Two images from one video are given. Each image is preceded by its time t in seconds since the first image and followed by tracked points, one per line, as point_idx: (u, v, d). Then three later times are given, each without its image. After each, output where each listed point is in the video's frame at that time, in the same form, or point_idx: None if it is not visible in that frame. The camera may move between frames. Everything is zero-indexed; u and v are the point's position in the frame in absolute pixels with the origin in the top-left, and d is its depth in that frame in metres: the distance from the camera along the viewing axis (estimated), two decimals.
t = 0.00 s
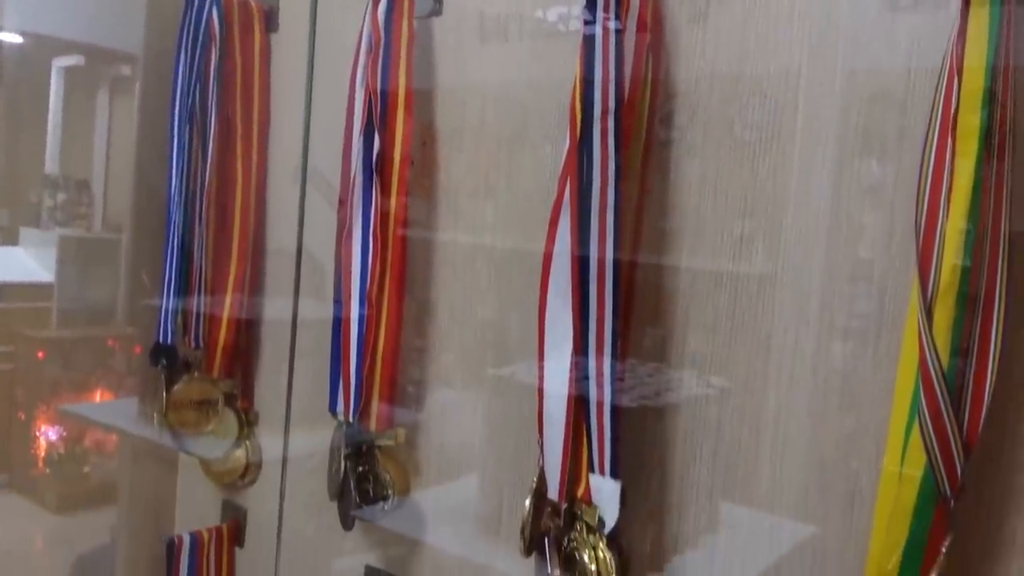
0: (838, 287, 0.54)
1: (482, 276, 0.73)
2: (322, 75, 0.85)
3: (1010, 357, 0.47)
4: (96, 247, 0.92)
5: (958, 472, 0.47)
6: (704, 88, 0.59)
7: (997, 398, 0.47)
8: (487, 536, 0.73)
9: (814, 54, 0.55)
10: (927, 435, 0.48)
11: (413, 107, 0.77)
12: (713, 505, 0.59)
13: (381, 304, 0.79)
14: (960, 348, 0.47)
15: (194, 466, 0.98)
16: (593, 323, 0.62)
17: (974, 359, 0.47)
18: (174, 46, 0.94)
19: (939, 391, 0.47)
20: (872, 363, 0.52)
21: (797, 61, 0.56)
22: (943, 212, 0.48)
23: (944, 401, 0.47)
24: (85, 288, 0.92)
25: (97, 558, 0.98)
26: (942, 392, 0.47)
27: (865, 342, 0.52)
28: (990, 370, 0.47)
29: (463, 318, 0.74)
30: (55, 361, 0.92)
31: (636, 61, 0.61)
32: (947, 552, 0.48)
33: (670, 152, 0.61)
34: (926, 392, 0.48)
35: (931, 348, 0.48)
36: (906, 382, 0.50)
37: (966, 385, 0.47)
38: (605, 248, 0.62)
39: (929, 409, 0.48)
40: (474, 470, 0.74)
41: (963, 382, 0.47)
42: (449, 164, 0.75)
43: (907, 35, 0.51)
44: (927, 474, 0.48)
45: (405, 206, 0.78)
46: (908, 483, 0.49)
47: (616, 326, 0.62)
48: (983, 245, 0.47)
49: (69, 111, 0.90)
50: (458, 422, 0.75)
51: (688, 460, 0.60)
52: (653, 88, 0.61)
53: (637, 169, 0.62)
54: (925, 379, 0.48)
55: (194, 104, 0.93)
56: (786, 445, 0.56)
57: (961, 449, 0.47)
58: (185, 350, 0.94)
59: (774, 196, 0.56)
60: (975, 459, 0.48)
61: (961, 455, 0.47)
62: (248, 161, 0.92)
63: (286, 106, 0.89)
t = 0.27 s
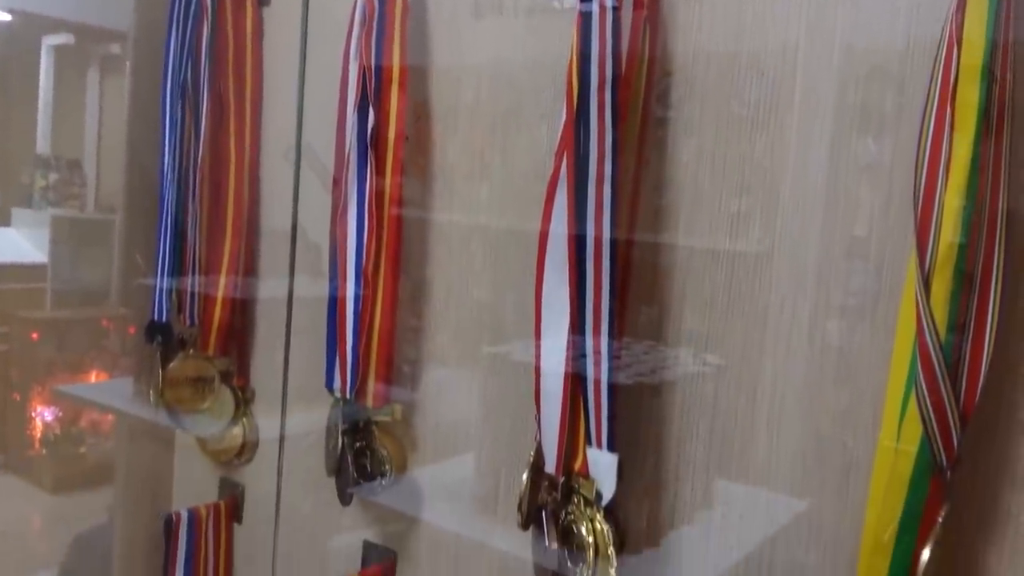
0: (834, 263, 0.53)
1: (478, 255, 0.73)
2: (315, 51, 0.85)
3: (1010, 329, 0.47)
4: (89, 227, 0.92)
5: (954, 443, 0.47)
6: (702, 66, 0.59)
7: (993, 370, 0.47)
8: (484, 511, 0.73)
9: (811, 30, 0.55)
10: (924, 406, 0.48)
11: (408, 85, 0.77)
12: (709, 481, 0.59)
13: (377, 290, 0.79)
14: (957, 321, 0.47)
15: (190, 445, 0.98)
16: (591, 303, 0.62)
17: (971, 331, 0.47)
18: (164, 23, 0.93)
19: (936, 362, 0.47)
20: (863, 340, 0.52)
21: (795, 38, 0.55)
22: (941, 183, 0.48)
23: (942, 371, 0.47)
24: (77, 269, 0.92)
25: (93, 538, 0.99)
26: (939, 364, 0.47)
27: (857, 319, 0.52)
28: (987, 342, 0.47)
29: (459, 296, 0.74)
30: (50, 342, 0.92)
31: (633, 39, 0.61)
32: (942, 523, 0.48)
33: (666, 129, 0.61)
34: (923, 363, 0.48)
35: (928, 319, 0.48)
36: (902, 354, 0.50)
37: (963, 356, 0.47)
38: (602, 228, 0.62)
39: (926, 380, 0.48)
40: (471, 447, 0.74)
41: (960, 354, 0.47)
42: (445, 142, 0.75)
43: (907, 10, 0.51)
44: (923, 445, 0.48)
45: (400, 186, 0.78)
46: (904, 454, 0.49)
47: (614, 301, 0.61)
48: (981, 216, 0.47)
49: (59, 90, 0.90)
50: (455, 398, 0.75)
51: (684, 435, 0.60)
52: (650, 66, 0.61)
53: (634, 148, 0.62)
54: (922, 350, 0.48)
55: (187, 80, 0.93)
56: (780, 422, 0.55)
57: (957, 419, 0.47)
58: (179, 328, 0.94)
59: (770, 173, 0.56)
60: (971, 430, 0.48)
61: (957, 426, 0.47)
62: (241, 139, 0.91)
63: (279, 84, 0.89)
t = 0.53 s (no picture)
0: (830, 241, 0.53)
1: (473, 232, 0.72)
2: (309, 26, 0.84)
3: (1005, 302, 0.47)
4: (82, 204, 0.92)
5: (952, 414, 0.47)
6: (700, 41, 0.59)
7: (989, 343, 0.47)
8: (481, 486, 0.73)
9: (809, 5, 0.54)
10: (922, 378, 0.48)
11: (403, 60, 0.77)
12: (704, 456, 0.59)
13: (373, 264, 0.79)
14: (955, 294, 0.47)
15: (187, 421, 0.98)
16: (587, 280, 0.62)
17: (969, 304, 0.47)
18: None
19: (935, 335, 0.47)
20: (859, 316, 0.52)
21: (794, 13, 0.55)
22: (941, 155, 0.48)
23: (940, 343, 0.47)
24: (71, 246, 0.92)
25: (92, 515, 1.00)
26: (937, 336, 0.47)
27: (854, 296, 0.52)
28: (985, 314, 0.47)
29: (455, 273, 0.74)
30: (44, 320, 0.94)
31: (631, 14, 0.61)
32: (939, 494, 0.48)
33: (664, 105, 0.60)
34: (921, 335, 0.48)
35: (927, 292, 0.48)
36: (900, 326, 0.50)
37: (961, 328, 0.47)
38: (599, 204, 0.62)
39: (924, 352, 0.48)
40: (467, 424, 0.74)
41: (957, 327, 0.47)
42: (440, 118, 0.74)
43: None
44: (920, 417, 0.48)
45: (396, 161, 0.77)
46: (902, 425, 0.49)
47: (611, 276, 0.61)
48: (981, 188, 0.46)
49: (51, 66, 0.90)
50: (451, 374, 0.75)
51: (681, 410, 0.60)
52: (647, 41, 0.61)
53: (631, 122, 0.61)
54: (921, 323, 0.48)
55: (179, 53, 0.93)
56: (776, 398, 0.56)
57: (954, 390, 0.47)
58: (174, 302, 0.94)
59: (768, 150, 0.56)
60: (969, 402, 0.47)
61: (955, 397, 0.47)
62: (236, 111, 0.91)
63: (272, 58, 0.88)
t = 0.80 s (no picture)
0: (824, 219, 0.54)
1: (468, 213, 0.72)
2: (303, 4, 0.83)
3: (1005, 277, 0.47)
4: (76, 183, 0.92)
5: (948, 387, 0.47)
6: (698, 19, 0.58)
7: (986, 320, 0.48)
8: (477, 464, 0.74)
9: None
10: (919, 353, 0.48)
11: (397, 38, 0.76)
12: (699, 435, 0.59)
13: (369, 245, 0.79)
14: (953, 268, 0.47)
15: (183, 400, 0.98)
16: (584, 259, 0.62)
17: (966, 278, 0.47)
18: None
19: (934, 313, 0.47)
20: (853, 295, 0.52)
21: None
22: (941, 131, 0.47)
23: (937, 319, 0.47)
24: (66, 226, 0.92)
25: (89, 495, 1.01)
26: (935, 310, 0.47)
27: (849, 274, 0.52)
28: (983, 287, 0.47)
29: (450, 253, 0.74)
30: (38, 299, 0.93)
31: None
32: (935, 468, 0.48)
33: (662, 84, 0.60)
34: (919, 310, 0.48)
35: (926, 266, 0.48)
36: (897, 300, 0.50)
37: (959, 302, 0.47)
38: (597, 183, 0.62)
39: (923, 328, 0.47)
40: (463, 403, 0.74)
41: (955, 304, 0.47)
42: (435, 98, 0.74)
43: None
44: (917, 392, 0.48)
45: (391, 141, 0.77)
46: (898, 400, 0.49)
47: (608, 255, 0.61)
48: (980, 161, 0.46)
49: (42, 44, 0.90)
50: (446, 353, 0.75)
51: (677, 388, 0.60)
52: (645, 19, 0.60)
53: (628, 101, 0.61)
54: (919, 298, 0.48)
55: (171, 28, 0.92)
56: (772, 377, 0.56)
57: (952, 364, 0.47)
58: (169, 280, 0.95)
59: (765, 129, 0.56)
60: (968, 375, 0.48)
61: (952, 371, 0.47)
62: (229, 89, 0.91)
63: (265, 37, 0.87)
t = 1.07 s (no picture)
0: (824, 194, 0.53)
1: (466, 189, 0.72)
2: None
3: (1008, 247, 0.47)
4: (70, 159, 0.93)
5: (951, 356, 0.47)
6: None
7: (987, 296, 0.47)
8: (476, 439, 0.74)
9: None
10: (922, 324, 0.47)
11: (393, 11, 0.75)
12: (697, 411, 0.59)
13: (365, 220, 0.79)
14: (957, 238, 0.46)
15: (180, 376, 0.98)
16: (583, 237, 0.62)
17: (970, 249, 0.46)
18: None
19: (937, 283, 0.47)
20: (850, 272, 0.52)
21: None
22: (945, 102, 0.46)
23: (941, 289, 0.46)
24: (61, 203, 0.93)
25: (88, 470, 1.03)
26: (938, 280, 0.46)
27: (850, 250, 0.52)
28: (987, 256, 0.46)
29: (448, 230, 0.74)
30: (34, 276, 0.95)
31: None
32: (936, 438, 0.48)
33: (663, 59, 0.59)
34: (923, 280, 0.47)
35: (929, 237, 0.47)
36: (900, 270, 0.49)
37: (962, 272, 0.46)
38: (597, 159, 0.61)
39: (925, 298, 0.47)
40: (461, 379, 0.75)
41: (959, 274, 0.46)
42: (432, 74, 0.73)
43: None
44: (919, 361, 0.48)
45: (387, 116, 0.77)
46: (899, 370, 0.49)
47: (607, 231, 0.61)
48: (985, 130, 0.45)
49: (35, 19, 0.90)
50: (444, 329, 0.75)
51: (676, 363, 0.60)
52: None
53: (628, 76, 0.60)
54: (922, 269, 0.47)
55: None
56: (772, 353, 0.56)
57: (954, 333, 0.47)
58: (165, 253, 0.94)
59: (766, 104, 0.55)
60: (971, 342, 0.48)
61: (954, 341, 0.47)
62: (223, 60, 0.89)
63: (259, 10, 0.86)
